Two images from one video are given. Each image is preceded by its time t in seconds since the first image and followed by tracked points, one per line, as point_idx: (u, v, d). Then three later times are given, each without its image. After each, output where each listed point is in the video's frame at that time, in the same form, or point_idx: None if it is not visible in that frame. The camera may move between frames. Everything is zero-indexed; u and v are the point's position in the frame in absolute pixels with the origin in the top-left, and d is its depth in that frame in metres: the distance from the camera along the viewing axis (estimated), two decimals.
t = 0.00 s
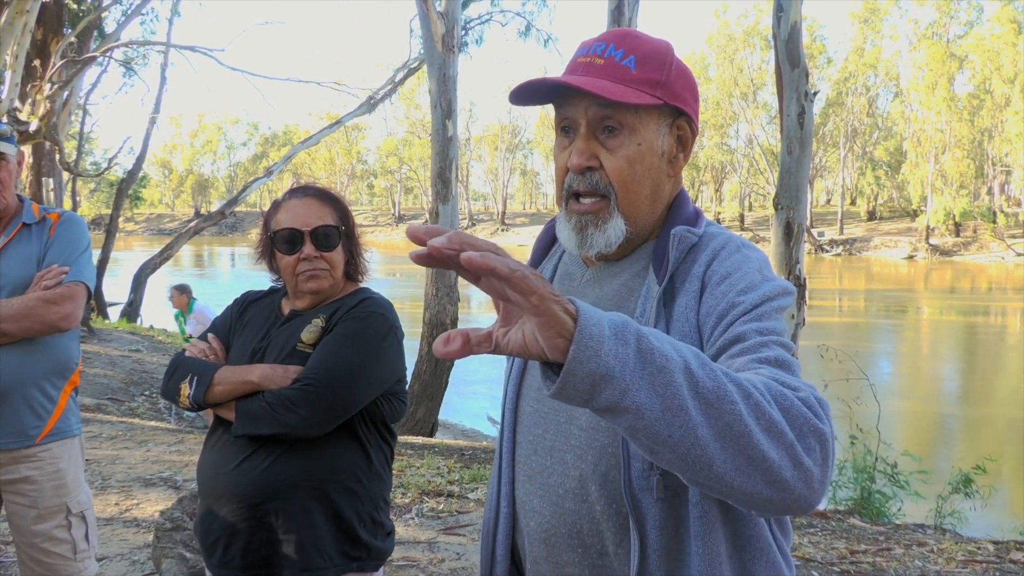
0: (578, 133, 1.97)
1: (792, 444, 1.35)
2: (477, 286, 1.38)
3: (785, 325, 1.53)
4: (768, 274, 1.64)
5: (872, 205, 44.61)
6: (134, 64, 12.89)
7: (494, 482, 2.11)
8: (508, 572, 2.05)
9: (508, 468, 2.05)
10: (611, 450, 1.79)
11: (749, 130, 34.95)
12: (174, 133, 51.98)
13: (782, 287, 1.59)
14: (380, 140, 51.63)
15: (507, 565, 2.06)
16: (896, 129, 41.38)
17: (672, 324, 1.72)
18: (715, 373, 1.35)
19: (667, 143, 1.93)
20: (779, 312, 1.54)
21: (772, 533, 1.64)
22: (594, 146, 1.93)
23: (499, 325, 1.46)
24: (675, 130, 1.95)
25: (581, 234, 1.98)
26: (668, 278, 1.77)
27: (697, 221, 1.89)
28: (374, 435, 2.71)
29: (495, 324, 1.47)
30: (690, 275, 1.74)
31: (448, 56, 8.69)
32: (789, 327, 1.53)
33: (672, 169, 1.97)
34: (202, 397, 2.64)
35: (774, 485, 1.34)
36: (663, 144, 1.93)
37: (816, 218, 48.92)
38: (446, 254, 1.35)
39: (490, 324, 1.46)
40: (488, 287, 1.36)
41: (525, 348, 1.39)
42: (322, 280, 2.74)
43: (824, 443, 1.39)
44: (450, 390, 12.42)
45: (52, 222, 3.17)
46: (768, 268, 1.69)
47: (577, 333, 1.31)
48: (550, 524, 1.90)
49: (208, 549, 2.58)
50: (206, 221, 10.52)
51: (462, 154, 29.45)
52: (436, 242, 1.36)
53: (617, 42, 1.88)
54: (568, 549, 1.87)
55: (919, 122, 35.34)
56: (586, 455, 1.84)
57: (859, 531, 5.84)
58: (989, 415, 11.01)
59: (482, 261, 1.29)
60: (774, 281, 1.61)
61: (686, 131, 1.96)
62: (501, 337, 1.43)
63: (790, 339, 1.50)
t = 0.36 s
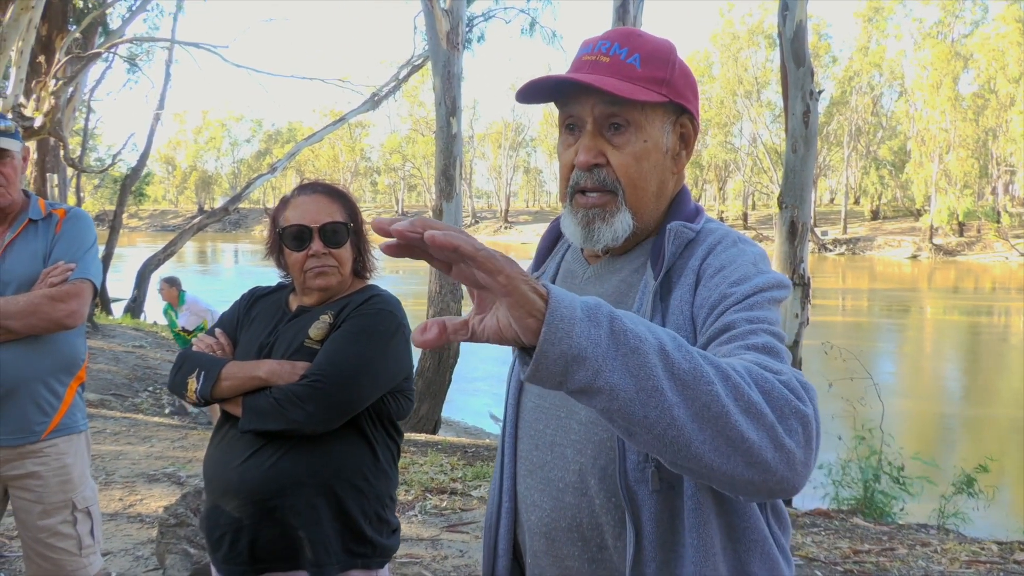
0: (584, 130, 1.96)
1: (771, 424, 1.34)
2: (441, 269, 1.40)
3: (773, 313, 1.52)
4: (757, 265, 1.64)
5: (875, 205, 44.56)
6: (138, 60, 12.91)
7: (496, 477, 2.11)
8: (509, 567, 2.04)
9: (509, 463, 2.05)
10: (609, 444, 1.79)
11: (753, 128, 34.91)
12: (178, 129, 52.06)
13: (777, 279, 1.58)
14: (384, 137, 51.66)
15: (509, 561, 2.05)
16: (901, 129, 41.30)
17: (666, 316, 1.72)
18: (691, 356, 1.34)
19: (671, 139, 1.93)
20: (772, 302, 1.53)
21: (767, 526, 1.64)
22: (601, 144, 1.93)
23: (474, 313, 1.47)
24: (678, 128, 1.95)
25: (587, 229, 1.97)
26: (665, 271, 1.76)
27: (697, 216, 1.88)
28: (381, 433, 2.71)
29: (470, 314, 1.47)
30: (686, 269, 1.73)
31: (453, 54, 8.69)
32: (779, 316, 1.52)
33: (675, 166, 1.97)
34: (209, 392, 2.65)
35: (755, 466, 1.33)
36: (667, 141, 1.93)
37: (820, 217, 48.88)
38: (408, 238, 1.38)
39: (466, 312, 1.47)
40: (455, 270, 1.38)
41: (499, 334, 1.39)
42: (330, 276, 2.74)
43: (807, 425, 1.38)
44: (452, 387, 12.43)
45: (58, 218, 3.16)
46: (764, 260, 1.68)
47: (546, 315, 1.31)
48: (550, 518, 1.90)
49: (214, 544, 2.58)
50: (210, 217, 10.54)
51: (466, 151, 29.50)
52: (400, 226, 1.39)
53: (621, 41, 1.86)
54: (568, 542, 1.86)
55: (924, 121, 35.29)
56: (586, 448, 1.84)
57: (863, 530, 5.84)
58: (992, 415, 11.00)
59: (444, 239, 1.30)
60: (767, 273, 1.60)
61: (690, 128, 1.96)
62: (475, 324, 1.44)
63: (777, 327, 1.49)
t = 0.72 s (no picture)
0: (576, 128, 1.96)
1: (750, 404, 1.33)
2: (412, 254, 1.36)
3: (757, 297, 1.51)
4: (746, 252, 1.63)
5: (881, 202, 44.43)
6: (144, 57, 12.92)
7: (497, 474, 2.10)
8: (509, 563, 2.04)
9: (509, 459, 2.04)
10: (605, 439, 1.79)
11: (758, 126, 34.84)
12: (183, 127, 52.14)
13: (769, 269, 1.57)
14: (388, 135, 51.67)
15: (508, 557, 2.04)
16: (906, 126, 41.18)
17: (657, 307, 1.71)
18: (667, 335, 1.34)
19: (664, 137, 1.90)
20: (761, 290, 1.52)
21: (763, 520, 1.63)
22: (591, 141, 1.92)
23: (445, 299, 1.45)
24: (672, 125, 1.92)
25: (577, 227, 1.97)
26: (660, 265, 1.76)
27: (694, 212, 1.88)
28: (386, 431, 2.71)
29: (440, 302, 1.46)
30: (680, 263, 1.73)
31: (457, 51, 8.68)
32: (764, 303, 1.51)
33: (670, 164, 1.94)
34: (214, 389, 2.64)
35: (734, 446, 1.32)
36: (659, 139, 1.90)
37: (825, 215, 48.78)
38: (376, 219, 1.32)
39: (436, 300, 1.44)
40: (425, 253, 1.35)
41: (472, 317, 1.38)
42: (335, 274, 2.74)
43: (787, 404, 1.37)
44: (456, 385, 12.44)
45: (64, 216, 3.17)
46: (757, 251, 1.67)
47: (516, 293, 1.30)
48: (548, 513, 1.89)
49: (219, 541, 2.58)
50: (215, 214, 10.56)
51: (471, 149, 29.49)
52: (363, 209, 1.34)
53: (616, 39, 1.86)
54: (565, 537, 1.86)
55: (929, 119, 35.18)
56: (584, 444, 1.83)
57: (867, 528, 5.83)
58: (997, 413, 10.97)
59: (411, 220, 1.27)
60: (757, 263, 1.59)
61: (683, 126, 1.93)
62: (449, 309, 1.42)
63: (763, 312, 1.48)
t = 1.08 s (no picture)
0: (547, 133, 1.97)
1: (746, 416, 1.35)
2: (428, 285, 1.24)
3: (748, 298, 1.51)
4: (737, 251, 1.63)
5: (882, 201, 44.39)
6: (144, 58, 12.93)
7: (495, 474, 2.10)
8: (507, 563, 2.04)
9: (507, 459, 2.04)
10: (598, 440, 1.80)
11: (759, 125, 34.81)
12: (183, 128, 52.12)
13: (758, 269, 1.57)
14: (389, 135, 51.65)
15: (507, 555, 2.04)
16: (907, 125, 41.14)
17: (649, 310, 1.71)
18: (670, 357, 1.33)
19: (632, 134, 1.87)
20: (750, 290, 1.52)
21: (758, 518, 1.64)
22: (560, 145, 1.92)
23: (441, 318, 1.30)
24: (643, 119, 1.87)
25: (558, 228, 2.00)
26: (650, 265, 1.76)
27: (686, 211, 1.87)
28: (386, 431, 2.71)
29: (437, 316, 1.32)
30: (671, 262, 1.73)
31: (457, 51, 8.68)
32: (755, 303, 1.51)
33: (646, 160, 1.90)
34: (213, 391, 2.65)
35: (729, 458, 1.33)
36: (626, 135, 1.87)
37: (826, 214, 48.74)
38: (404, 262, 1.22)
39: (432, 315, 1.31)
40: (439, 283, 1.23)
41: (475, 341, 1.28)
42: (334, 274, 2.74)
43: (778, 411, 1.39)
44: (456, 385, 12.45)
45: (62, 217, 3.17)
46: (749, 250, 1.66)
47: (532, 334, 1.23)
48: (545, 511, 1.89)
49: (219, 543, 2.59)
50: (215, 215, 10.56)
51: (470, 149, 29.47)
52: (392, 248, 1.22)
53: (580, 44, 1.87)
54: (560, 536, 1.86)
55: (930, 118, 35.14)
56: (578, 443, 1.84)
57: (868, 527, 5.82)
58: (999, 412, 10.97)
59: (447, 267, 1.18)
60: (748, 261, 1.59)
61: (656, 120, 1.88)
62: (445, 330, 1.29)
63: (754, 314, 1.48)
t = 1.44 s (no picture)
0: (543, 135, 1.97)
1: (748, 418, 1.34)
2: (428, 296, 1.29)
3: (748, 298, 1.51)
4: (736, 251, 1.63)
5: (879, 200, 44.40)
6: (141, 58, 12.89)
7: (494, 474, 2.09)
8: (506, 563, 2.03)
9: (508, 458, 2.04)
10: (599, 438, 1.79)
11: (757, 124, 34.81)
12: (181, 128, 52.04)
13: (759, 270, 1.56)
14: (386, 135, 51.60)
15: (506, 553, 2.03)
16: (905, 124, 41.13)
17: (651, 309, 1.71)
18: (671, 360, 1.32)
19: (625, 133, 1.86)
20: (750, 290, 1.52)
21: (757, 516, 1.64)
22: (554, 147, 1.92)
23: (445, 325, 1.36)
24: (636, 117, 1.86)
25: (557, 230, 2.00)
26: (650, 264, 1.76)
27: (684, 210, 1.87)
28: (382, 434, 2.71)
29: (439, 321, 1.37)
30: (671, 262, 1.73)
31: (455, 51, 8.69)
32: (754, 302, 1.50)
33: (640, 158, 1.89)
34: (210, 391, 2.65)
35: (731, 460, 1.33)
36: (619, 135, 1.86)
37: (824, 213, 48.73)
38: (397, 272, 1.25)
39: (435, 321, 1.36)
40: (438, 295, 1.29)
41: (477, 347, 1.32)
42: (292, 277, 2.72)
43: (780, 412, 1.38)
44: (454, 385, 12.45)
45: (58, 218, 3.16)
46: (749, 250, 1.66)
47: (533, 339, 1.25)
48: (544, 510, 1.89)
49: (215, 543, 2.59)
50: (212, 215, 10.54)
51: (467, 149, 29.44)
52: (387, 258, 1.25)
53: (571, 46, 1.88)
54: (561, 535, 1.85)
55: (928, 117, 35.15)
56: (578, 442, 1.84)
57: (866, 526, 5.82)
58: (997, 410, 10.99)
59: (442, 275, 1.20)
60: (748, 261, 1.59)
61: (650, 117, 1.86)
62: (447, 336, 1.35)
63: (753, 314, 1.48)
